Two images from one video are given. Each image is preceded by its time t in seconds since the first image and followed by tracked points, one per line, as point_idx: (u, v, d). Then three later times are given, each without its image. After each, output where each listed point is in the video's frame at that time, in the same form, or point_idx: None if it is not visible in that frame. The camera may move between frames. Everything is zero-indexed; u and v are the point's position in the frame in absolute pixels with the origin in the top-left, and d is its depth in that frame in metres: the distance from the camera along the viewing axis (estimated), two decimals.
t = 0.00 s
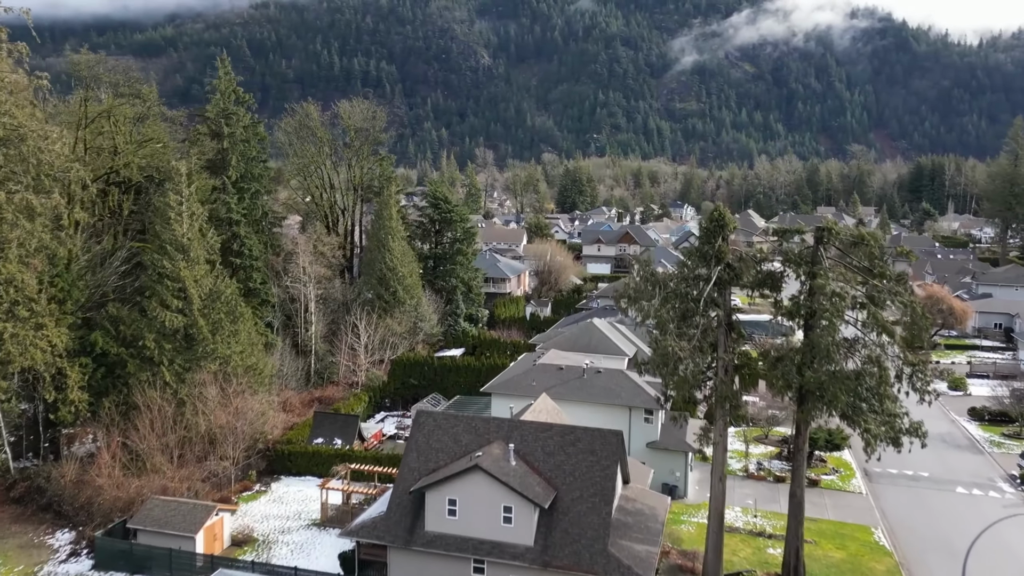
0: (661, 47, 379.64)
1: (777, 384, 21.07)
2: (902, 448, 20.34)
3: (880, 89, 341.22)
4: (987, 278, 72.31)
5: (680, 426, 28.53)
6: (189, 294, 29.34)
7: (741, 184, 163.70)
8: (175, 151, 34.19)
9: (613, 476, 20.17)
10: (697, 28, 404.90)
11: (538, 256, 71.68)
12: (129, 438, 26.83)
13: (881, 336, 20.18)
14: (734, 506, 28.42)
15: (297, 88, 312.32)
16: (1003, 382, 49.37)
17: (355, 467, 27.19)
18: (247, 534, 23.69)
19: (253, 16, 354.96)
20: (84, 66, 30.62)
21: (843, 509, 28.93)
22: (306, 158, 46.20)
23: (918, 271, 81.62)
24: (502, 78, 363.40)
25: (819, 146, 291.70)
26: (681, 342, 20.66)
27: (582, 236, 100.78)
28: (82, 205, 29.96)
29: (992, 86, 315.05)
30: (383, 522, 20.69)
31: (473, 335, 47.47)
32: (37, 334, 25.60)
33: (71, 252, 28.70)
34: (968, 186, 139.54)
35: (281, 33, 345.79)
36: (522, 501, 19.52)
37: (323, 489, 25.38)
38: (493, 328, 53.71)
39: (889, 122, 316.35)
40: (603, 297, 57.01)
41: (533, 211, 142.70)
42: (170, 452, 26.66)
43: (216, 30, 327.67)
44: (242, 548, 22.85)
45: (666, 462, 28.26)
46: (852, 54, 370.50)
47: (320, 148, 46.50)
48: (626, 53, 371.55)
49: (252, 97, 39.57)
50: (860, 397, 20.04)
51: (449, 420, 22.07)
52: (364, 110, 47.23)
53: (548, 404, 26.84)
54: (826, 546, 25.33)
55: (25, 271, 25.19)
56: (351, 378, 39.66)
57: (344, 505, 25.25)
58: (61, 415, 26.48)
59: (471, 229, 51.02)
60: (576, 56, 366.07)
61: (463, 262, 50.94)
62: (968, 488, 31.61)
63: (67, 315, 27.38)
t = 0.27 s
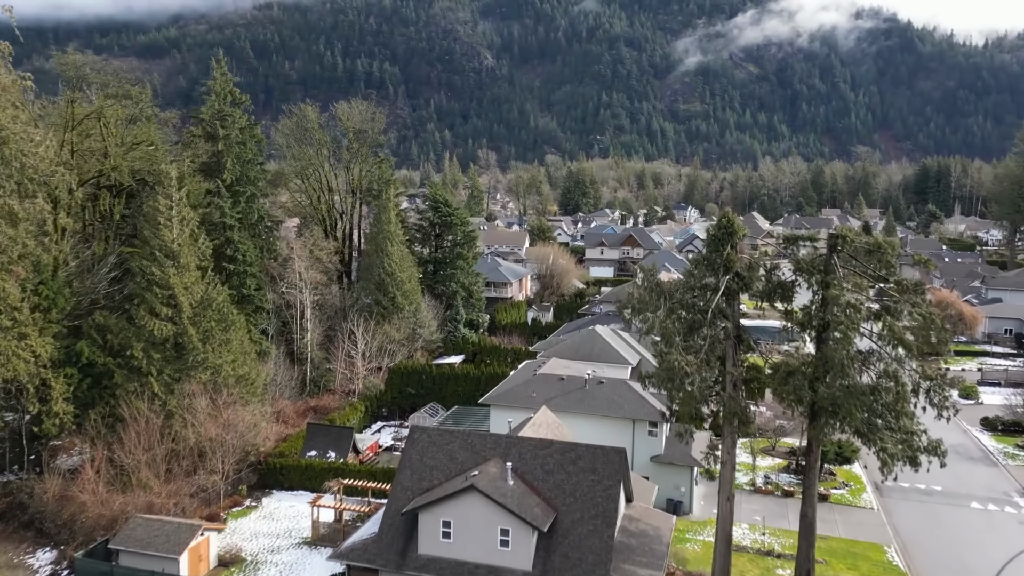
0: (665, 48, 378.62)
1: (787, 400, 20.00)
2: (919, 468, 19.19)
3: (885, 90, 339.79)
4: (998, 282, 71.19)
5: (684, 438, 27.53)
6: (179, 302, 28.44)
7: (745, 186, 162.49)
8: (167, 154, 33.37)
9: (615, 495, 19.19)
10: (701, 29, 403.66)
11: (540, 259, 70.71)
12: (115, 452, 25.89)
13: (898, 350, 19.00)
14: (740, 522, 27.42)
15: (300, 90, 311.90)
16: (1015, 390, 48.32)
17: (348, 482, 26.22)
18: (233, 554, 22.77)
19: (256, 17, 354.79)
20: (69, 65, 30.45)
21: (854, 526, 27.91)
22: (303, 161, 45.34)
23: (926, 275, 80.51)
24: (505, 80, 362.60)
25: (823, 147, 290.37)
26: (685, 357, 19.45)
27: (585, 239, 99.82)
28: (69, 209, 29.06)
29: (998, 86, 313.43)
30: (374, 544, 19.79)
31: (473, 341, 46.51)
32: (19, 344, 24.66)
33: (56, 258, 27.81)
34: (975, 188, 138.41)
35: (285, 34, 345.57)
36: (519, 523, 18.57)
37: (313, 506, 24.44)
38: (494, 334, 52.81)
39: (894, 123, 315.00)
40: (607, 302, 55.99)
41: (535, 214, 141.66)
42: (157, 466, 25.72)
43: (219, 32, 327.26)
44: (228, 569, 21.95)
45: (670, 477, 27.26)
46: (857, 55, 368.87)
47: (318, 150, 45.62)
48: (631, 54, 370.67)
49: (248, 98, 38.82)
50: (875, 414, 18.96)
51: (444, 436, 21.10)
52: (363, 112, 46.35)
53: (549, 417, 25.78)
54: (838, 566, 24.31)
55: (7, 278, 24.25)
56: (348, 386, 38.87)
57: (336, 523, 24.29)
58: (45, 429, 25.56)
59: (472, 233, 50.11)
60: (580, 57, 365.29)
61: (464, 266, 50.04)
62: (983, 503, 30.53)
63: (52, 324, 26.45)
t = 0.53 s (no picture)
0: (667, 49, 377.63)
1: (797, 414, 18.96)
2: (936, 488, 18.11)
3: (888, 91, 338.58)
4: (1004, 286, 70.24)
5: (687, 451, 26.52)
6: (166, 310, 27.50)
7: (747, 187, 161.33)
8: (156, 155, 32.44)
9: (616, 516, 18.16)
10: (703, 30, 402.50)
11: (540, 262, 69.75)
12: (97, 466, 24.94)
13: (915, 362, 17.93)
14: (745, 538, 26.39)
15: (301, 91, 311.08)
16: None
17: (338, 497, 25.23)
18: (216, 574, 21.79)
19: (257, 18, 354.20)
20: (52, 61, 28.84)
21: (863, 542, 26.87)
22: (299, 163, 44.43)
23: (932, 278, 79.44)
24: (506, 81, 361.59)
25: (825, 148, 289.33)
26: (690, 369, 18.44)
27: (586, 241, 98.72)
28: (53, 213, 28.13)
29: (1001, 87, 312.04)
30: (363, 566, 18.79)
31: (471, 347, 45.53)
32: None
33: (39, 263, 26.89)
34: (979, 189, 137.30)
35: (286, 35, 344.90)
36: (514, 546, 17.56)
37: (301, 522, 23.45)
38: (493, 340, 51.88)
39: (896, 124, 313.86)
40: (608, 306, 54.99)
41: (536, 215, 140.56)
42: (141, 480, 24.75)
43: (220, 33, 326.81)
44: None
45: (673, 492, 26.28)
46: (860, 55, 367.62)
47: (314, 151, 44.72)
48: (632, 54, 369.61)
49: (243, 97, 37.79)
50: (890, 429, 17.92)
51: (436, 452, 20.11)
52: (359, 112, 45.42)
53: (547, 429, 24.69)
54: None
55: None
56: (343, 394, 38.03)
57: (325, 540, 23.31)
58: (25, 441, 24.65)
59: (471, 236, 49.29)
60: (581, 58, 364.43)
61: (463, 270, 49.12)
62: (997, 518, 29.50)
63: (33, 332, 25.54)
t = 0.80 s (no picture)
0: (668, 49, 376.73)
1: (808, 430, 17.94)
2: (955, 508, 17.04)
3: (889, 92, 337.44)
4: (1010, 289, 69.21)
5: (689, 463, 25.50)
6: (151, 316, 26.53)
7: (749, 188, 160.16)
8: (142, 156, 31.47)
9: (617, 537, 17.14)
10: (704, 30, 401.45)
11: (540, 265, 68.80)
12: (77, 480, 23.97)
13: (934, 374, 16.90)
14: (751, 554, 25.35)
15: (301, 91, 310.15)
16: None
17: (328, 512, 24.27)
18: None
19: (258, 19, 353.57)
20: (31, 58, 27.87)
21: (873, 558, 25.82)
22: (293, 164, 43.49)
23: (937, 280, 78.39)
24: (507, 81, 360.76)
25: (827, 149, 288.36)
26: (695, 381, 17.43)
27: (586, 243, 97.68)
28: (33, 216, 27.14)
29: (1003, 87, 310.74)
30: None
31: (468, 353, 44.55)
32: None
33: (19, 268, 25.93)
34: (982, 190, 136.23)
35: (286, 35, 344.32)
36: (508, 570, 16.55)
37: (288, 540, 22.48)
38: (491, 345, 50.95)
39: (898, 124, 312.80)
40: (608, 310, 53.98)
41: (537, 217, 139.69)
42: (123, 494, 23.77)
43: (220, 34, 326.42)
44: None
45: (675, 506, 25.29)
46: (861, 56, 366.17)
47: (308, 152, 43.79)
48: (633, 55, 368.69)
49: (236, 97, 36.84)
50: (907, 446, 16.93)
51: (428, 469, 19.16)
52: (355, 112, 44.54)
53: (545, 442, 23.65)
54: None
55: None
56: (336, 402, 37.16)
57: (312, 559, 22.35)
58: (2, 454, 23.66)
59: (469, 239, 48.45)
60: (582, 58, 363.57)
61: (460, 274, 48.21)
62: (1012, 532, 28.44)
63: (11, 340, 24.56)
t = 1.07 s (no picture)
0: (667, 50, 375.96)
1: (818, 446, 16.98)
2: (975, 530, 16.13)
3: (889, 92, 336.82)
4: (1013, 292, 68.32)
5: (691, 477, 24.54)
6: (133, 322, 25.54)
7: (748, 189, 159.24)
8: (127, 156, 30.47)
9: (616, 560, 16.20)
10: (703, 31, 400.71)
11: (538, 267, 67.86)
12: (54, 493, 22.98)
13: (953, 388, 15.97)
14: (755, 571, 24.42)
15: (300, 92, 309.07)
16: None
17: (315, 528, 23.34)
18: None
19: (256, 19, 352.53)
20: (8, 55, 26.80)
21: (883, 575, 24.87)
22: (287, 165, 42.54)
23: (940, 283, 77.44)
24: (506, 82, 359.99)
25: (826, 150, 287.70)
26: (701, 394, 16.44)
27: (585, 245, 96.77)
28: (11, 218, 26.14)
29: (1002, 88, 309.97)
30: None
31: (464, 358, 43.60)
32: None
33: None
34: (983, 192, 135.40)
35: (285, 36, 343.38)
36: None
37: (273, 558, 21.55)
38: (487, 349, 50.04)
39: (897, 125, 312.13)
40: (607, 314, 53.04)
41: (535, 218, 138.75)
42: (101, 508, 22.75)
43: (219, 35, 325.44)
44: None
45: (677, 521, 24.35)
46: (861, 56, 365.44)
47: (302, 152, 42.85)
48: (633, 55, 367.90)
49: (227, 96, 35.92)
50: (925, 464, 16.08)
51: (417, 486, 18.25)
52: (349, 112, 43.72)
53: (540, 455, 22.69)
54: None
55: None
56: (328, 409, 36.26)
57: None
58: None
59: (465, 241, 47.68)
60: (581, 59, 362.67)
61: (456, 276, 47.32)
62: None
63: None
